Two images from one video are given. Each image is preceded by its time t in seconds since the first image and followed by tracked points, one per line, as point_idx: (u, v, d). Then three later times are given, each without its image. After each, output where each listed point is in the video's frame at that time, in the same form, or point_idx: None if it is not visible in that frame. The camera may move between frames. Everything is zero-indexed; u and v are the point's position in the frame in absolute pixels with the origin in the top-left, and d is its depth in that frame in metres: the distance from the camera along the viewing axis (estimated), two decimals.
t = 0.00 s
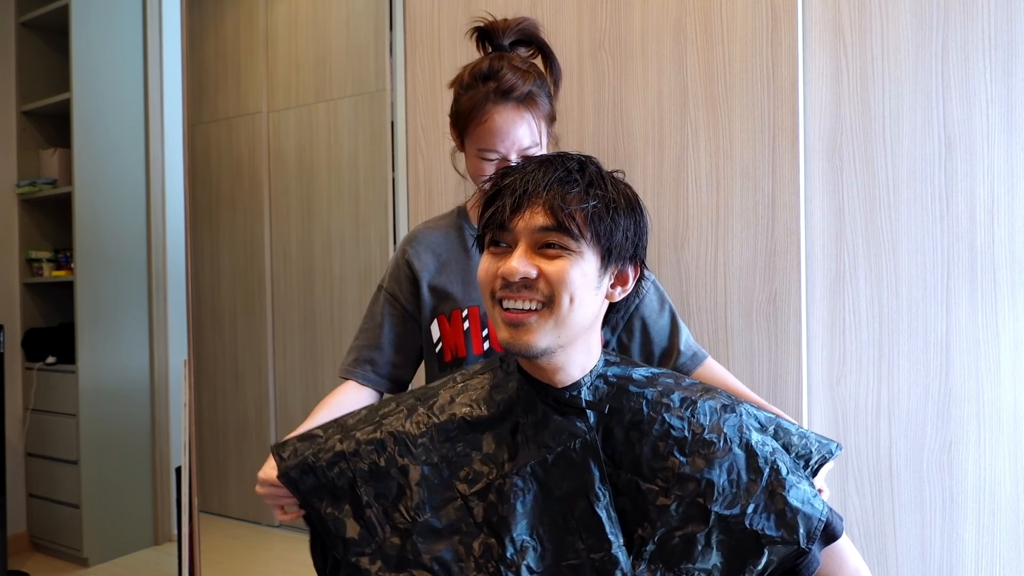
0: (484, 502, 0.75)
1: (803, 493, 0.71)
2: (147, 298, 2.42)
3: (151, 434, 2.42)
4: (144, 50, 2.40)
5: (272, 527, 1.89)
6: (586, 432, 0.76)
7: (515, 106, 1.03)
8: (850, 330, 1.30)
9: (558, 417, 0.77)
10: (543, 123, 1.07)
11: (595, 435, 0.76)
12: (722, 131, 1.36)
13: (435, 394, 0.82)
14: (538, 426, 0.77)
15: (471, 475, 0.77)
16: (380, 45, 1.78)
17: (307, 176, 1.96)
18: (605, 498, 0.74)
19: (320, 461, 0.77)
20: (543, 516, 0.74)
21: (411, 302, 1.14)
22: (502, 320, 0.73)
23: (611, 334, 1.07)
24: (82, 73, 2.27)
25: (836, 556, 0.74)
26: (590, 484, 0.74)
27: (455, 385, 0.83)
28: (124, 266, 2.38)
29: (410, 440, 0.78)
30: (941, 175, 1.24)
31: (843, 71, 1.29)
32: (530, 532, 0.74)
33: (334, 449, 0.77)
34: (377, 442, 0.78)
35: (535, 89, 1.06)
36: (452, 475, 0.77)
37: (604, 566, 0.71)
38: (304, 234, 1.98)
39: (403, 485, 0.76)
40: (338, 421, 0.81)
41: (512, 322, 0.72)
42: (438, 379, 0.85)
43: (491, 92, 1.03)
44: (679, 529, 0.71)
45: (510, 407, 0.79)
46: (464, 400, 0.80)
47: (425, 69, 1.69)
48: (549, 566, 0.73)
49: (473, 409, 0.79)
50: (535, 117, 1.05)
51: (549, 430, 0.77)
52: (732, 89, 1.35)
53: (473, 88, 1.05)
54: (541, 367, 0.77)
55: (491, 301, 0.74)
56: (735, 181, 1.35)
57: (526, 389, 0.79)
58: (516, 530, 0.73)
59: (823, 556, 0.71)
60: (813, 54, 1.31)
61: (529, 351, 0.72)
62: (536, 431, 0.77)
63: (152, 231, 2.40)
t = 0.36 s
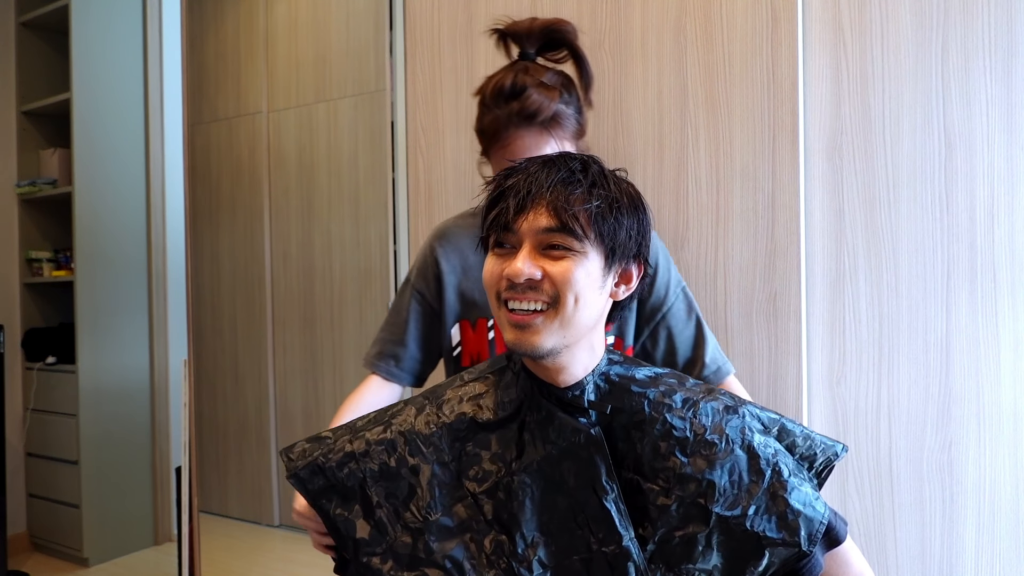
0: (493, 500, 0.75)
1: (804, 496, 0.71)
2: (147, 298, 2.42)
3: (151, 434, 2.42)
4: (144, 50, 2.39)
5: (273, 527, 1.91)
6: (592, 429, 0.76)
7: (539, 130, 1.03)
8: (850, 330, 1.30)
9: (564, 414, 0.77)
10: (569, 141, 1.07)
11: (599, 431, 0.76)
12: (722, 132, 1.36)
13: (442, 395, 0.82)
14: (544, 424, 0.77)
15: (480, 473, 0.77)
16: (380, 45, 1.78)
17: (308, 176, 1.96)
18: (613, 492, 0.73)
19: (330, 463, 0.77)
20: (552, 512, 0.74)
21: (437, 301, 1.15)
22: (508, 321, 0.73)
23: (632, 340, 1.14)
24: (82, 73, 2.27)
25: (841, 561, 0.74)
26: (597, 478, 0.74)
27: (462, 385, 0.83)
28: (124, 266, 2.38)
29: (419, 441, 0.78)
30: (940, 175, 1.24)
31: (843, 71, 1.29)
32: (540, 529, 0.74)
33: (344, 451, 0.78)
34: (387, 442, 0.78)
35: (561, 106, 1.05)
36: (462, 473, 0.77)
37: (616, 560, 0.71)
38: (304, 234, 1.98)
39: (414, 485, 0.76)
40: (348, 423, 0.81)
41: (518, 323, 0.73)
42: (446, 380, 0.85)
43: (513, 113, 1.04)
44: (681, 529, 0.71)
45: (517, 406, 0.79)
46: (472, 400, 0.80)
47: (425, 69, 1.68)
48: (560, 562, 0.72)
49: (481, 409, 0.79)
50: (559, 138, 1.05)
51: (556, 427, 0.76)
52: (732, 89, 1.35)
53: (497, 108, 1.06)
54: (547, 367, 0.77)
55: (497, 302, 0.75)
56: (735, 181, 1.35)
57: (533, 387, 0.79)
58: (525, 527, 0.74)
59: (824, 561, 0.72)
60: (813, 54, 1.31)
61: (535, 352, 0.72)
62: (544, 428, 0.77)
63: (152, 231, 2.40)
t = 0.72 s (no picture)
0: (488, 493, 0.75)
1: (797, 498, 0.70)
2: (147, 297, 2.43)
3: (151, 434, 2.42)
4: (145, 50, 2.40)
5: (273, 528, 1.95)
6: (586, 422, 0.76)
7: (598, 135, 1.05)
8: (850, 329, 1.31)
9: (559, 408, 0.77)
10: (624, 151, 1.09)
11: (594, 424, 0.76)
12: (722, 132, 1.36)
13: (441, 391, 0.83)
14: (539, 417, 0.78)
15: (475, 466, 0.77)
16: (380, 44, 1.78)
17: (308, 175, 1.96)
18: (606, 486, 0.73)
19: (329, 454, 0.79)
20: (545, 506, 0.74)
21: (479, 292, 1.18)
22: (509, 323, 0.74)
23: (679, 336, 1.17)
24: (82, 73, 2.26)
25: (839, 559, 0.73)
26: (591, 471, 0.73)
27: (460, 381, 0.84)
28: (125, 266, 2.38)
29: (414, 433, 0.79)
30: (940, 175, 1.24)
31: (843, 71, 1.29)
32: (533, 522, 0.73)
33: (342, 444, 0.79)
34: (383, 435, 0.79)
35: (622, 113, 1.06)
36: (457, 465, 0.77)
37: (608, 554, 0.70)
38: (304, 234, 1.98)
39: (409, 477, 0.77)
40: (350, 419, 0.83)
41: (520, 325, 0.73)
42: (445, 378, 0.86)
43: (574, 114, 1.05)
44: (672, 526, 0.71)
45: (514, 400, 0.80)
46: (469, 395, 0.81)
47: (425, 69, 1.68)
48: (552, 557, 0.72)
49: (478, 403, 0.80)
50: (614, 146, 1.06)
51: (551, 420, 0.77)
52: (732, 89, 1.35)
53: (558, 107, 1.07)
54: (549, 367, 0.77)
55: (498, 303, 0.75)
56: (735, 181, 1.35)
57: (529, 381, 0.80)
58: (518, 520, 0.73)
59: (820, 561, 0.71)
60: (813, 54, 1.31)
61: (536, 353, 0.73)
62: (539, 421, 0.78)
63: (153, 231, 2.41)
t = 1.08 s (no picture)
0: (481, 494, 0.75)
1: (792, 501, 0.70)
2: (147, 297, 2.43)
3: (151, 434, 2.42)
4: (145, 50, 2.40)
5: (273, 528, 1.95)
6: (583, 428, 0.76)
7: (622, 113, 1.08)
8: (850, 330, 1.31)
9: (555, 412, 0.78)
10: (657, 135, 1.12)
11: (590, 430, 0.76)
12: (722, 132, 1.36)
13: (440, 393, 0.83)
14: (535, 422, 0.78)
15: (470, 467, 0.77)
16: (380, 44, 1.78)
17: (308, 176, 1.96)
18: (599, 492, 0.73)
19: (328, 449, 0.79)
20: (539, 509, 0.74)
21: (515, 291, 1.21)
22: (500, 337, 0.74)
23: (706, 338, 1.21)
24: (82, 73, 2.26)
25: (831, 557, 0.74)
26: (585, 477, 0.74)
27: (458, 383, 0.85)
28: (125, 266, 2.38)
29: (412, 432, 0.79)
30: (940, 175, 1.24)
31: (843, 71, 1.29)
32: (525, 525, 0.73)
33: (342, 439, 0.80)
34: (381, 432, 0.79)
35: (648, 94, 1.10)
36: (452, 465, 0.77)
37: (599, 560, 0.70)
38: (304, 234, 1.98)
39: (405, 475, 0.77)
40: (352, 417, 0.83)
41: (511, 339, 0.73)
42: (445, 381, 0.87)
43: (605, 90, 1.09)
44: (667, 529, 0.70)
45: (510, 403, 0.80)
46: (467, 398, 0.82)
47: (425, 69, 1.68)
48: (543, 561, 0.72)
49: (475, 405, 0.81)
50: (639, 125, 1.09)
51: (547, 424, 0.77)
52: (732, 89, 1.35)
53: (587, 89, 1.11)
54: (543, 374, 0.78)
55: (488, 318, 0.75)
56: (735, 181, 1.35)
57: (526, 385, 0.80)
58: (511, 522, 0.73)
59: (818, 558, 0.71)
60: (813, 54, 1.31)
61: (529, 365, 0.74)
62: (535, 424, 0.78)
63: (153, 231, 2.41)
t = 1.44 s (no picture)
0: (478, 492, 0.75)
1: (790, 508, 0.69)
2: (147, 297, 2.43)
3: (151, 434, 2.42)
4: (145, 50, 2.40)
5: (273, 528, 1.95)
6: (580, 426, 0.76)
7: (620, 80, 1.24)
8: (850, 330, 1.30)
9: (552, 409, 0.78)
10: (654, 113, 1.25)
11: (588, 427, 0.76)
12: (722, 131, 1.36)
13: (437, 391, 0.83)
14: (532, 419, 0.78)
15: (466, 465, 0.77)
16: (380, 44, 1.78)
17: (307, 176, 1.96)
18: (596, 490, 0.73)
19: (324, 447, 0.79)
20: (535, 508, 0.74)
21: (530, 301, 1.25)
22: (503, 320, 0.74)
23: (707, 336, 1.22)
24: (82, 73, 2.26)
25: (829, 559, 0.74)
26: (581, 475, 0.74)
27: (456, 382, 0.85)
28: (125, 266, 2.38)
29: (408, 429, 0.79)
30: (940, 175, 1.24)
31: (843, 71, 1.29)
32: (521, 523, 0.73)
33: (338, 437, 0.80)
34: (377, 430, 0.79)
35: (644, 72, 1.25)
36: (449, 463, 0.77)
37: (595, 559, 0.71)
38: (304, 234, 1.97)
39: (401, 473, 0.77)
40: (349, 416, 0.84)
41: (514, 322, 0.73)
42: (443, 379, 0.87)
43: (609, 67, 1.25)
44: (663, 531, 0.70)
45: (507, 401, 0.80)
46: (464, 395, 0.82)
47: (425, 69, 1.68)
48: (539, 560, 0.72)
49: (472, 402, 0.81)
50: (634, 91, 1.23)
51: (544, 421, 0.77)
52: (732, 89, 1.35)
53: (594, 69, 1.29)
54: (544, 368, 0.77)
55: (492, 302, 0.75)
56: (735, 182, 1.35)
57: (524, 382, 0.80)
58: (507, 521, 0.73)
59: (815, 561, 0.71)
60: (813, 54, 1.31)
61: (530, 351, 0.73)
62: (531, 422, 0.78)
63: (153, 231, 2.41)
